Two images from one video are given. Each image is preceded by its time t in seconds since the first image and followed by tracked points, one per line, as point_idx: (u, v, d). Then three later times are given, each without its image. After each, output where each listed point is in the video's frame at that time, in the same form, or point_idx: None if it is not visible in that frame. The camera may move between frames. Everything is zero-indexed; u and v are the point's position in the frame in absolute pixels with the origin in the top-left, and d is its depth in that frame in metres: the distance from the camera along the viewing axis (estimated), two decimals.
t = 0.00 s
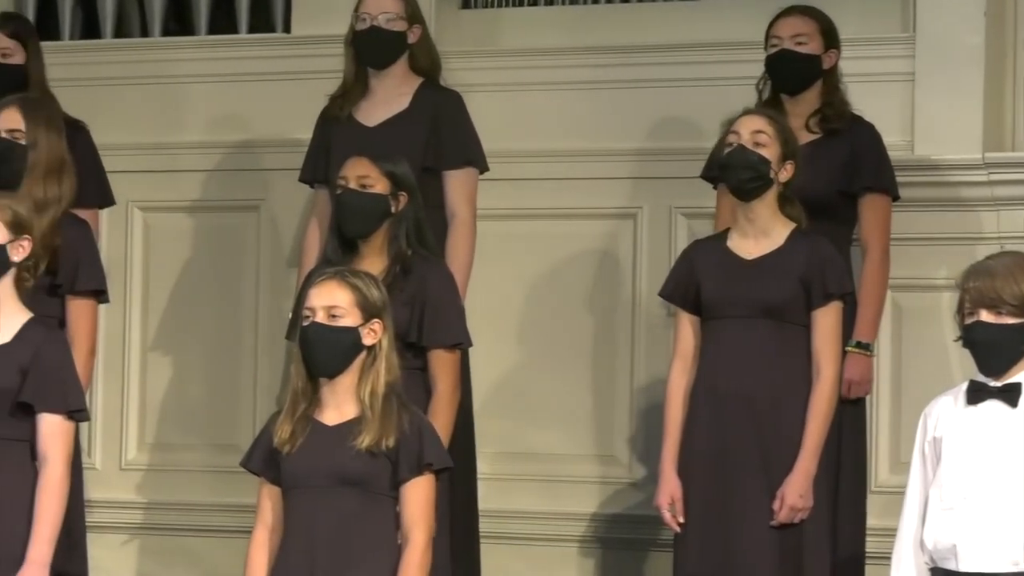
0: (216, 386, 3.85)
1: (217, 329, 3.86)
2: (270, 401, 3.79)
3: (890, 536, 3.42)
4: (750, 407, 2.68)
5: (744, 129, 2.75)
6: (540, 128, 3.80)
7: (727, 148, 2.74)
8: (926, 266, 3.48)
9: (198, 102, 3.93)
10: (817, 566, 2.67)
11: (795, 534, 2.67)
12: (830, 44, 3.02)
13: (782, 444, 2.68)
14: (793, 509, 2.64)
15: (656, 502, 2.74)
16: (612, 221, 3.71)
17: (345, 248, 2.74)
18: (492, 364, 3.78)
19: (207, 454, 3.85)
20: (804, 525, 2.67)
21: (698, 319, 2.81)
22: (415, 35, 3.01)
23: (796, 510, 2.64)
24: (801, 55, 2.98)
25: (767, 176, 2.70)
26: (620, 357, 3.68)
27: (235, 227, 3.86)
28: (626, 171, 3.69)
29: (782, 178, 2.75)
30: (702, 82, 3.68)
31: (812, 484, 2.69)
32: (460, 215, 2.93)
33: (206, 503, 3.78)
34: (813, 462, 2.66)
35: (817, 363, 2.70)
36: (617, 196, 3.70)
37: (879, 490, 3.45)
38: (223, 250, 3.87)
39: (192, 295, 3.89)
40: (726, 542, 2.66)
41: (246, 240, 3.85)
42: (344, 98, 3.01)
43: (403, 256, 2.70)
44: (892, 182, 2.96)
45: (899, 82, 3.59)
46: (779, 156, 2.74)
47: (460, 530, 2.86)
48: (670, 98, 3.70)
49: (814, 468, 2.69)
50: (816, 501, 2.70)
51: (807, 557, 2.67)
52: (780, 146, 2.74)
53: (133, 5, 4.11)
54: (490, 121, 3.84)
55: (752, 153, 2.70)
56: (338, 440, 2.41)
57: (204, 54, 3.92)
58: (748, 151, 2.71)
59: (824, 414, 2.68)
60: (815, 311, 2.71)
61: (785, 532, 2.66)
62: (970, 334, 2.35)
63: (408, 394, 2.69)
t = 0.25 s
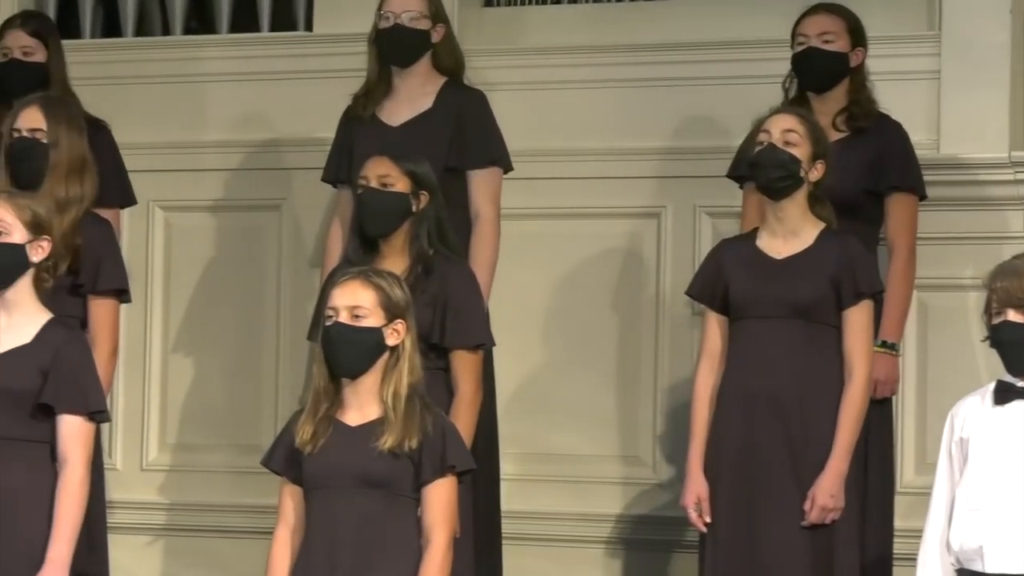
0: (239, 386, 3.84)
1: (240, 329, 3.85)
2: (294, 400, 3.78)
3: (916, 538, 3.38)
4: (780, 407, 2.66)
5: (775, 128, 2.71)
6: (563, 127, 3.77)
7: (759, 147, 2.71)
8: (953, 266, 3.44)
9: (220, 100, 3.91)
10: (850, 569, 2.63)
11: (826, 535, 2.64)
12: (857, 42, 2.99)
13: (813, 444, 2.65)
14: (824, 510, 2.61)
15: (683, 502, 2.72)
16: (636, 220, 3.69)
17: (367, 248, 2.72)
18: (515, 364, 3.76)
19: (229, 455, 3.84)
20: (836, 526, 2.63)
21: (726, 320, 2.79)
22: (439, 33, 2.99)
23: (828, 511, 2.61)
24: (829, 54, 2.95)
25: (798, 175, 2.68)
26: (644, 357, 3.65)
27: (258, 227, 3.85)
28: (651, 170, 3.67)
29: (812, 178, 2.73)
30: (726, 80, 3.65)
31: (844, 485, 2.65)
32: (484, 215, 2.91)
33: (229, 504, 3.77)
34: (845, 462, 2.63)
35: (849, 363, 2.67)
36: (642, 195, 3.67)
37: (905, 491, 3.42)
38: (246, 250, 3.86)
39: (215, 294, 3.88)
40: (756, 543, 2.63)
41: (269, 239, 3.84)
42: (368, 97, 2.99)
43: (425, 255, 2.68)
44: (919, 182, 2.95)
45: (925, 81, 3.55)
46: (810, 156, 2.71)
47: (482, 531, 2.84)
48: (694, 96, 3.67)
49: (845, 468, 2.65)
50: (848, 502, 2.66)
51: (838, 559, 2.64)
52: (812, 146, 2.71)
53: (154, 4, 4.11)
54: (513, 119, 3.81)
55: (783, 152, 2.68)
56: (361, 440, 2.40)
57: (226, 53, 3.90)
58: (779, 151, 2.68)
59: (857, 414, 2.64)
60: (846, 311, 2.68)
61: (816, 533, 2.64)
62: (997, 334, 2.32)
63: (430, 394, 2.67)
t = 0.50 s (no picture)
0: (254, 387, 3.83)
1: (255, 328, 3.84)
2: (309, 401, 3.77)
3: (936, 540, 3.35)
4: (800, 408, 2.63)
5: (798, 128, 2.69)
6: (580, 126, 3.75)
7: (781, 146, 2.69)
8: (973, 266, 3.41)
9: (234, 99, 3.90)
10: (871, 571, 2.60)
11: (846, 538, 2.62)
12: (877, 41, 2.96)
13: (831, 445, 2.63)
14: (842, 511, 2.59)
15: (703, 504, 2.70)
16: (653, 220, 3.66)
17: (381, 247, 2.71)
18: (531, 365, 3.74)
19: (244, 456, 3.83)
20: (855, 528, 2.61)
21: (747, 321, 2.77)
22: (455, 32, 2.96)
23: (846, 512, 2.59)
24: (847, 53, 2.92)
25: (820, 175, 2.65)
26: (661, 358, 3.63)
27: (273, 226, 3.84)
28: (670, 170, 3.65)
29: (835, 178, 2.70)
30: (744, 79, 3.62)
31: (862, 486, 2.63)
32: (500, 215, 2.90)
33: (244, 505, 3.76)
34: (863, 464, 2.60)
35: (867, 364, 2.65)
36: (660, 194, 3.65)
37: (925, 492, 3.39)
38: (261, 249, 3.85)
39: (230, 295, 3.87)
40: (776, 546, 2.61)
41: (283, 239, 3.83)
42: (384, 96, 2.98)
43: (439, 256, 2.66)
44: (939, 182, 2.92)
45: (944, 79, 3.51)
46: (833, 156, 2.68)
47: (498, 533, 2.82)
48: (712, 95, 3.65)
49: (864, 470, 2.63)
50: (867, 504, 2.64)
51: (858, 562, 2.60)
52: (834, 146, 2.68)
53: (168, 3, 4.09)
54: (529, 118, 3.79)
55: (805, 152, 2.65)
56: (375, 442, 2.38)
57: (240, 51, 3.89)
58: (801, 151, 2.66)
59: (876, 416, 2.62)
60: (866, 311, 2.65)
61: (835, 536, 2.61)
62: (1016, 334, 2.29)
63: (445, 396, 2.65)
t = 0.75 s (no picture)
0: (269, 387, 3.82)
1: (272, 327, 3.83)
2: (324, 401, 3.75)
3: (957, 542, 3.32)
4: (818, 408, 2.61)
5: (820, 127, 2.67)
6: (598, 125, 3.72)
7: (803, 146, 2.67)
8: (995, 266, 3.37)
9: (251, 98, 3.88)
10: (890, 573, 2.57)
11: (864, 539, 2.59)
12: (898, 39, 2.93)
13: (848, 445, 2.60)
14: (857, 512, 2.56)
15: (721, 503, 2.67)
16: (672, 220, 3.64)
17: (398, 248, 2.69)
18: (548, 366, 3.71)
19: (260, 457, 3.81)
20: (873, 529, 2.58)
21: (767, 318, 2.73)
22: (473, 30, 2.94)
23: (861, 513, 2.56)
24: (869, 50, 2.89)
25: (842, 176, 2.63)
26: (680, 358, 3.61)
27: (290, 226, 3.82)
28: (690, 169, 3.62)
29: (858, 178, 2.67)
30: (763, 78, 3.60)
31: (880, 487, 2.60)
32: (518, 215, 2.87)
33: (261, 507, 3.74)
34: (880, 464, 2.57)
35: (886, 363, 2.62)
36: (679, 193, 3.62)
37: (946, 494, 3.35)
38: (278, 249, 3.83)
39: (246, 294, 3.86)
40: (792, 546, 2.58)
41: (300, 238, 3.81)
42: (402, 94, 2.96)
43: (457, 256, 2.64)
44: (960, 181, 2.89)
45: (965, 77, 3.48)
46: (856, 155, 2.66)
47: (515, 534, 2.80)
48: (732, 93, 3.62)
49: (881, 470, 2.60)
50: (884, 505, 2.61)
51: (877, 564, 2.57)
52: (857, 146, 2.66)
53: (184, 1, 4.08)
54: (546, 117, 3.76)
55: (828, 152, 2.63)
56: (392, 444, 2.36)
57: (257, 50, 3.87)
58: (823, 151, 2.63)
59: (894, 416, 2.59)
60: (886, 311, 2.62)
61: (853, 537, 2.58)
62: None
63: (463, 397, 2.63)
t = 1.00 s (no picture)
0: (286, 388, 3.81)
1: (290, 327, 3.82)
2: (342, 401, 3.74)
3: (979, 544, 3.29)
4: (836, 409, 2.58)
5: (842, 127, 2.64)
6: (618, 125, 3.70)
7: (824, 146, 2.65)
8: (1018, 265, 3.35)
9: (268, 97, 3.87)
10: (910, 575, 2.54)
11: (883, 541, 2.56)
12: (920, 36, 2.90)
13: (865, 446, 2.57)
14: (877, 515, 2.53)
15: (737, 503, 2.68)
16: (692, 219, 3.61)
17: (418, 247, 2.67)
18: (568, 367, 3.69)
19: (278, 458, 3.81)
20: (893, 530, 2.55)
21: (788, 316, 2.71)
22: (492, 29, 2.92)
23: (881, 516, 2.53)
24: (889, 49, 2.86)
25: (863, 176, 2.61)
26: (700, 359, 3.59)
27: (308, 225, 3.82)
28: (710, 168, 3.60)
29: (880, 178, 2.65)
30: (784, 77, 3.57)
31: (899, 489, 2.57)
32: (537, 214, 2.85)
33: (279, 508, 3.73)
34: (899, 465, 2.55)
35: (902, 363, 2.59)
36: (700, 193, 3.60)
37: (967, 496, 3.33)
38: (296, 248, 3.82)
39: (264, 294, 3.85)
40: (810, 549, 2.56)
41: (318, 237, 3.80)
42: (420, 93, 2.94)
43: (478, 256, 2.63)
44: (983, 181, 2.86)
45: (987, 76, 3.45)
46: (877, 156, 2.63)
47: (533, 537, 2.78)
48: (753, 92, 3.60)
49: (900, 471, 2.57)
50: (904, 507, 2.58)
51: (896, 567, 2.54)
52: (880, 146, 2.63)
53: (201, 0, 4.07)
54: (565, 116, 3.74)
55: (849, 152, 2.61)
56: (411, 445, 2.35)
57: (275, 49, 3.86)
58: (845, 151, 2.61)
59: (910, 416, 2.56)
60: (904, 311, 2.60)
61: (872, 539, 2.56)
62: None
63: (482, 398, 2.61)
